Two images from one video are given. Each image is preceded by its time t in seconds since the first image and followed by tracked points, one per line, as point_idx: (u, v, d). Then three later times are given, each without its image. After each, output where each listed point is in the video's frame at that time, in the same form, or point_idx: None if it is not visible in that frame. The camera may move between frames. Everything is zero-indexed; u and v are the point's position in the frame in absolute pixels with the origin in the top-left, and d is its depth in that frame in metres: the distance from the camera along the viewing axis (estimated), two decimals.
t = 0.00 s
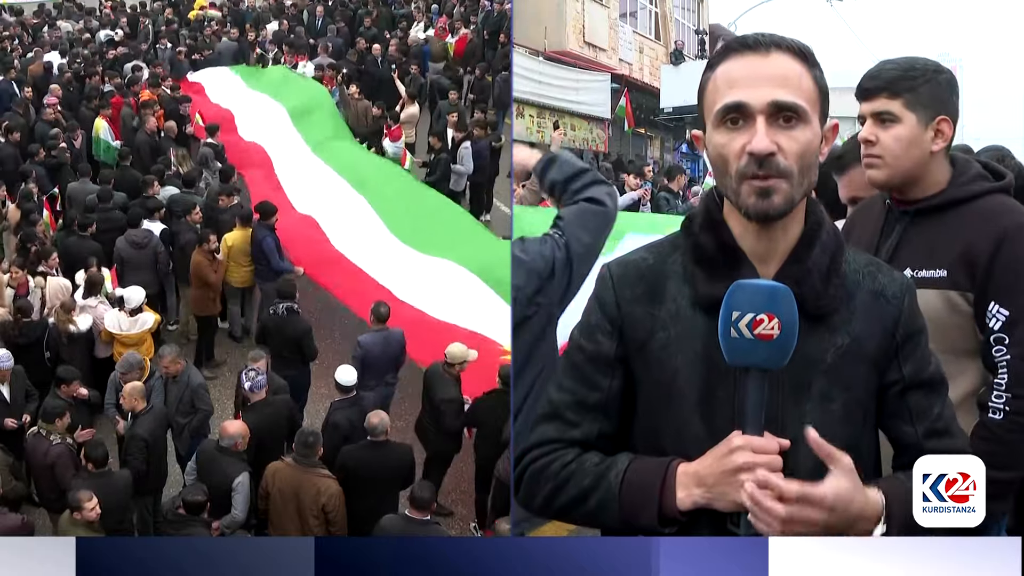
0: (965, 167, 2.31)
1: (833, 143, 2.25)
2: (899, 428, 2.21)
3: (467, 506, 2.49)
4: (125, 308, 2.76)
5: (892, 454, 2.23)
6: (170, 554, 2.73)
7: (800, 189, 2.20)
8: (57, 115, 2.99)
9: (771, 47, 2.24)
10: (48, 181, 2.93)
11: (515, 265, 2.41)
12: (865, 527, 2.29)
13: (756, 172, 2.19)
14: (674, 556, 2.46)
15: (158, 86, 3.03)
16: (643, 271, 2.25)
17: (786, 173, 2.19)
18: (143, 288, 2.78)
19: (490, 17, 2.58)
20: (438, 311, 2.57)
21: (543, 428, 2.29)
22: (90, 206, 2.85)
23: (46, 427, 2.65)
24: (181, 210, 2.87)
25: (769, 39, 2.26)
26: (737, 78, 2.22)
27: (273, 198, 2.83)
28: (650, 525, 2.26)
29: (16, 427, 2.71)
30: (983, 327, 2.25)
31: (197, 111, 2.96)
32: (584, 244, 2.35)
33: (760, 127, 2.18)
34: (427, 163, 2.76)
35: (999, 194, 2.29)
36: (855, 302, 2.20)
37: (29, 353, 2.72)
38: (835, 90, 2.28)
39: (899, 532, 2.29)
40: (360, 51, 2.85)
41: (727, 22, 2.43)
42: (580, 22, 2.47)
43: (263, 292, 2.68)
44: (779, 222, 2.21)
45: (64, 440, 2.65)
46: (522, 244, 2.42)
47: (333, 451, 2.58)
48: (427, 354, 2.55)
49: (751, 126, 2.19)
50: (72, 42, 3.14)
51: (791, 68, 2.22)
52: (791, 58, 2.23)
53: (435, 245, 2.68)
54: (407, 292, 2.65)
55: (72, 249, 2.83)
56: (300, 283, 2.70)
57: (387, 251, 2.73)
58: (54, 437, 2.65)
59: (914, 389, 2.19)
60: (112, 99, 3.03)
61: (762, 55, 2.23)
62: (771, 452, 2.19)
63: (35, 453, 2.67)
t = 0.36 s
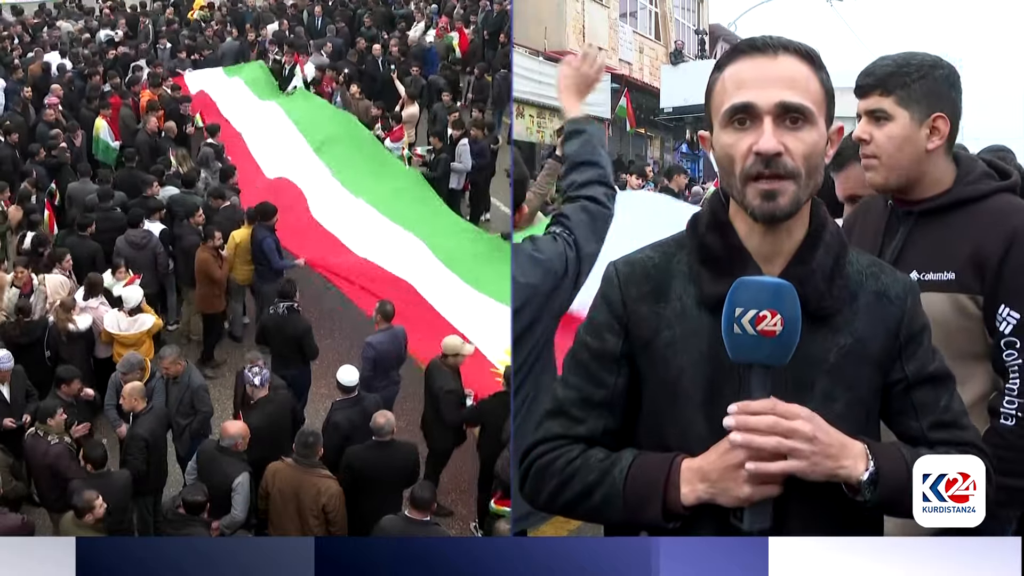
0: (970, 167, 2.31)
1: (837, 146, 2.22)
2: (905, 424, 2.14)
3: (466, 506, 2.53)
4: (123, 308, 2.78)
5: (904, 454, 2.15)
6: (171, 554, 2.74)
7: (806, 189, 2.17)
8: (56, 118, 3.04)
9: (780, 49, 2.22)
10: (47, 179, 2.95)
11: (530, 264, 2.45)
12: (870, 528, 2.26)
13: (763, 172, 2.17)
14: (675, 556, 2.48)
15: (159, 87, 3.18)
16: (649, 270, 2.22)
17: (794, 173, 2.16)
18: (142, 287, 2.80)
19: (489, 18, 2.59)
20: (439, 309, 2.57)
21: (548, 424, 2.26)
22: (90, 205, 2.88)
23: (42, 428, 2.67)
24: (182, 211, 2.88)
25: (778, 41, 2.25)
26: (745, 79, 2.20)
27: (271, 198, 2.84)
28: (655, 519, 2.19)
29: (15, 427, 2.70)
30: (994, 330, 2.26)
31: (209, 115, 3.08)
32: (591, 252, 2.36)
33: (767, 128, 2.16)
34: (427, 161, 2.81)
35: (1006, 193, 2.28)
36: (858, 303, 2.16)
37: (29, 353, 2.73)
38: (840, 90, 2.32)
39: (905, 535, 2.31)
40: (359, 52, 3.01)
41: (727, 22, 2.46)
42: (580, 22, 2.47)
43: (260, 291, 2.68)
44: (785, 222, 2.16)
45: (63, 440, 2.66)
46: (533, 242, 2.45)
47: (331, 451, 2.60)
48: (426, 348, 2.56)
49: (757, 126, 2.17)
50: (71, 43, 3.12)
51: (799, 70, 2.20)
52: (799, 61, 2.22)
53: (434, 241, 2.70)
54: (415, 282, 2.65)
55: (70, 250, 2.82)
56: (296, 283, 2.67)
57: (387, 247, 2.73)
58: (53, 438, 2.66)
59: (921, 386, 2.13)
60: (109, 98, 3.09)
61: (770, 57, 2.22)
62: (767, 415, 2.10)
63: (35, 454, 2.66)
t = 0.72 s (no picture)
0: (965, 166, 2.29)
1: (840, 147, 2.21)
2: (905, 424, 2.15)
3: (466, 506, 2.51)
4: (122, 308, 2.78)
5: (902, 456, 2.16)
6: (171, 554, 2.74)
7: (806, 189, 2.17)
8: (56, 118, 3.06)
9: (783, 50, 2.21)
10: (47, 180, 2.95)
11: (527, 264, 2.45)
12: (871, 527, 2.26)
13: (763, 171, 2.17)
14: (674, 556, 2.49)
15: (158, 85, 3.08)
16: (652, 270, 2.22)
17: (794, 172, 2.16)
18: (140, 287, 2.79)
19: (489, 17, 2.60)
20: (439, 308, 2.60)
21: (551, 423, 2.26)
22: (89, 206, 2.89)
23: (49, 427, 2.68)
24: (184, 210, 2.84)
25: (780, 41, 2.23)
26: (748, 79, 2.19)
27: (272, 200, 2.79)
28: (657, 518, 2.19)
29: (14, 427, 2.71)
30: (991, 333, 2.25)
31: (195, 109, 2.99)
32: (584, 251, 2.37)
33: (768, 127, 2.15)
34: (426, 161, 2.75)
35: (1003, 191, 2.27)
36: (861, 303, 2.17)
37: (30, 352, 2.74)
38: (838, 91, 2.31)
39: (906, 536, 2.31)
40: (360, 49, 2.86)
41: (727, 22, 2.45)
42: (580, 22, 2.48)
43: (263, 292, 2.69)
44: (785, 219, 2.17)
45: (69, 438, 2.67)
46: (529, 242, 2.45)
47: (330, 450, 2.59)
48: (426, 346, 2.57)
49: (759, 126, 2.16)
50: (70, 43, 3.12)
51: (802, 71, 2.19)
52: (801, 61, 2.20)
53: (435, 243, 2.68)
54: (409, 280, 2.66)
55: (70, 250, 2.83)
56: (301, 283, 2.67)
57: (389, 251, 2.71)
58: (60, 437, 2.67)
59: (921, 386, 2.14)
60: (108, 97, 3.07)
61: (773, 57, 2.20)
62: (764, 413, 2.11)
63: (35, 455, 2.67)
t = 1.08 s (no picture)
0: (936, 163, 2.33)
1: (839, 147, 2.27)
2: (906, 423, 2.16)
3: (466, 506, 2.55)
4: (121, 308, 2.79)
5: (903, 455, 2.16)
6: (171, 553, 2.75)
7: (805, 191, 2.16)
8: (57, 119, 3.13)
9: (779, 52, 2.21)
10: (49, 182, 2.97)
11: (523, 265, 2.45)
12: (873, 530, 2.25)
13: (762, 174, 2.16)
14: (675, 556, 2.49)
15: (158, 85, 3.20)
16: (650, 270, 2.24)
17: (793, 175, 2.15)
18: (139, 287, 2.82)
19: (488, 18, 2.59)
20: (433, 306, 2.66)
21: (550, 423, 2.27)
22: (89, 206, 2.92)
23: (53, 429, 2.66)
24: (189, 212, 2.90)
25: (776, 44, 2.23)
26: (746, 82, 2.19)
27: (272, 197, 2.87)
28: (658, 517, 2.20)
29: (14, 427, 2.68)
30: (975, 322, 2.27)
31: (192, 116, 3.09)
32: (583, 253, 2.34)
33: (767, 130, 2.14)
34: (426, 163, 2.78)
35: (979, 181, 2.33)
36: (860, 300, 2.17)
37: (30, 353, 2.71)
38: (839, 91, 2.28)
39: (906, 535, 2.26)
40: (360, 51, 2.93)
41: (727, 22, 2.45)
42: (580, 22, 2.48)
43: (263, 292, 2.69)
44: (783, 222, 2.17)
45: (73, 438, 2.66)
46: (525, 244, 2.46)
47: (330, 452, 2.61)
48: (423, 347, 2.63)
49: (757, 129, 2.15)
50: (71, 42, 3.37)
51: (799, 73, 2.19)
52: (798, 63, 2.21)
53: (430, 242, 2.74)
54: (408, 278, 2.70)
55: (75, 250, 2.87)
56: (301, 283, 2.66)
57: (388, 249, 2.75)
58: (66, 437, 2.65)
59: (921, 385, 2.14)
60: (109, 97, 3.19)
61: (770, 60, 2.21)
62: (760, 405, 2.11)
63: (37, 456, 2.63)
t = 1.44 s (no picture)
0: (952, 159, 2.34)
1: (835, 143, 2.27)
2: (907, 424, 2.15)
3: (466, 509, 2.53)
4: (121, 310, 2.76)
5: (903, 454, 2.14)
6: (170, 553, 2.74)
7: (804, 187, 2.16)
8: (57, 120, 2.99)
9: (777, 49, 2.22)
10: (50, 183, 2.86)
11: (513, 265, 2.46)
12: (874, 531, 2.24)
13: (762, 169, 2.15)
14: (675, 556, 2.49)
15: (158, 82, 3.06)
16: (649, 270, 2.23)
17: (792, 170, 2.15)
18: (139, 288, 2.79)
19: (488, 20, 2.64)
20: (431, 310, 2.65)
21: (546, 423, 2.26)
22: (89, 207, 2.85)
23: (49, 430, 2.66)
24: (191, 213, 2.84)
25: (772, 40, 2.24)
26: (743, 78, 2.19)
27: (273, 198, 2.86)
28: (653, 520, 2.17)
29: (14, 428, 2.69)
30: (958, 341, 2.25)
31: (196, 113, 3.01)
32: (577, 259, 2.38)
33: (765, 126, 2.14)
34: (427, 164, 2.80)
35: (982, 185, 2.32)
36: (860, 300, 2.16)
37: (29, 353, 2.71)
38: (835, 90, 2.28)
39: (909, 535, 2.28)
40: (359, 53, 2.89)
41: (727, 22, 2.44)
42: (580, 22, 2.48)
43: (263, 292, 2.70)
44: (783, 219, 2.16)
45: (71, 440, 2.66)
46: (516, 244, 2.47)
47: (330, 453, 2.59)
48: (422, 351, 2.61)
49: (755, 125, 2.15)
50: (70, 43, 3.08)
51: (796, 69, 2.19)
52: (795, 60, 2.21)
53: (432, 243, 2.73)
54: (406, 281, 2.71)
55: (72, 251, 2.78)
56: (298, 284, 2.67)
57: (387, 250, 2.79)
58: (62, 439, 2.66)
59: (921, 385, 2.14)
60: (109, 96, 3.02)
61: (767, 56, 2.21)
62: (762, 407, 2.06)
63: (37, 456, 2.66)
